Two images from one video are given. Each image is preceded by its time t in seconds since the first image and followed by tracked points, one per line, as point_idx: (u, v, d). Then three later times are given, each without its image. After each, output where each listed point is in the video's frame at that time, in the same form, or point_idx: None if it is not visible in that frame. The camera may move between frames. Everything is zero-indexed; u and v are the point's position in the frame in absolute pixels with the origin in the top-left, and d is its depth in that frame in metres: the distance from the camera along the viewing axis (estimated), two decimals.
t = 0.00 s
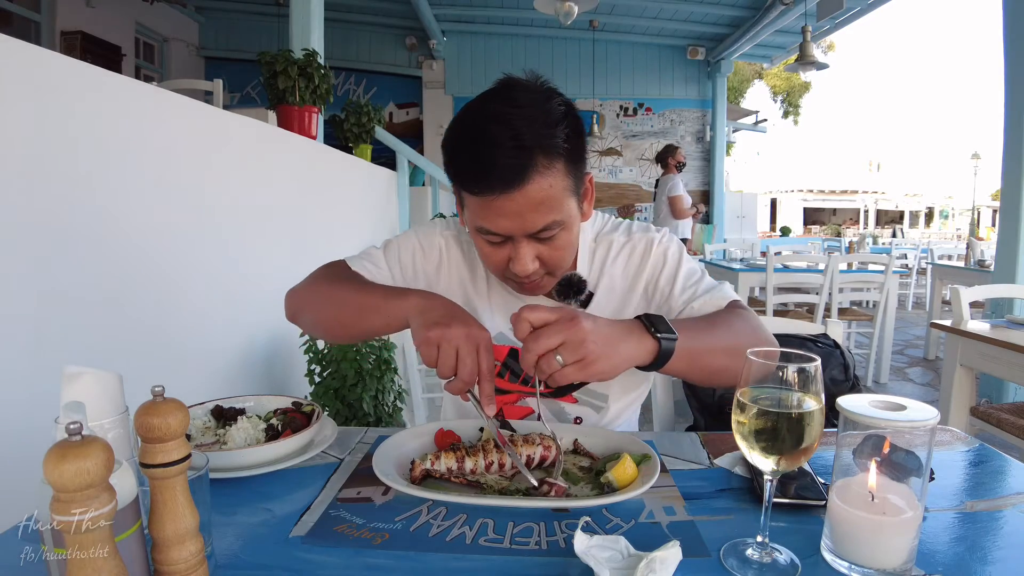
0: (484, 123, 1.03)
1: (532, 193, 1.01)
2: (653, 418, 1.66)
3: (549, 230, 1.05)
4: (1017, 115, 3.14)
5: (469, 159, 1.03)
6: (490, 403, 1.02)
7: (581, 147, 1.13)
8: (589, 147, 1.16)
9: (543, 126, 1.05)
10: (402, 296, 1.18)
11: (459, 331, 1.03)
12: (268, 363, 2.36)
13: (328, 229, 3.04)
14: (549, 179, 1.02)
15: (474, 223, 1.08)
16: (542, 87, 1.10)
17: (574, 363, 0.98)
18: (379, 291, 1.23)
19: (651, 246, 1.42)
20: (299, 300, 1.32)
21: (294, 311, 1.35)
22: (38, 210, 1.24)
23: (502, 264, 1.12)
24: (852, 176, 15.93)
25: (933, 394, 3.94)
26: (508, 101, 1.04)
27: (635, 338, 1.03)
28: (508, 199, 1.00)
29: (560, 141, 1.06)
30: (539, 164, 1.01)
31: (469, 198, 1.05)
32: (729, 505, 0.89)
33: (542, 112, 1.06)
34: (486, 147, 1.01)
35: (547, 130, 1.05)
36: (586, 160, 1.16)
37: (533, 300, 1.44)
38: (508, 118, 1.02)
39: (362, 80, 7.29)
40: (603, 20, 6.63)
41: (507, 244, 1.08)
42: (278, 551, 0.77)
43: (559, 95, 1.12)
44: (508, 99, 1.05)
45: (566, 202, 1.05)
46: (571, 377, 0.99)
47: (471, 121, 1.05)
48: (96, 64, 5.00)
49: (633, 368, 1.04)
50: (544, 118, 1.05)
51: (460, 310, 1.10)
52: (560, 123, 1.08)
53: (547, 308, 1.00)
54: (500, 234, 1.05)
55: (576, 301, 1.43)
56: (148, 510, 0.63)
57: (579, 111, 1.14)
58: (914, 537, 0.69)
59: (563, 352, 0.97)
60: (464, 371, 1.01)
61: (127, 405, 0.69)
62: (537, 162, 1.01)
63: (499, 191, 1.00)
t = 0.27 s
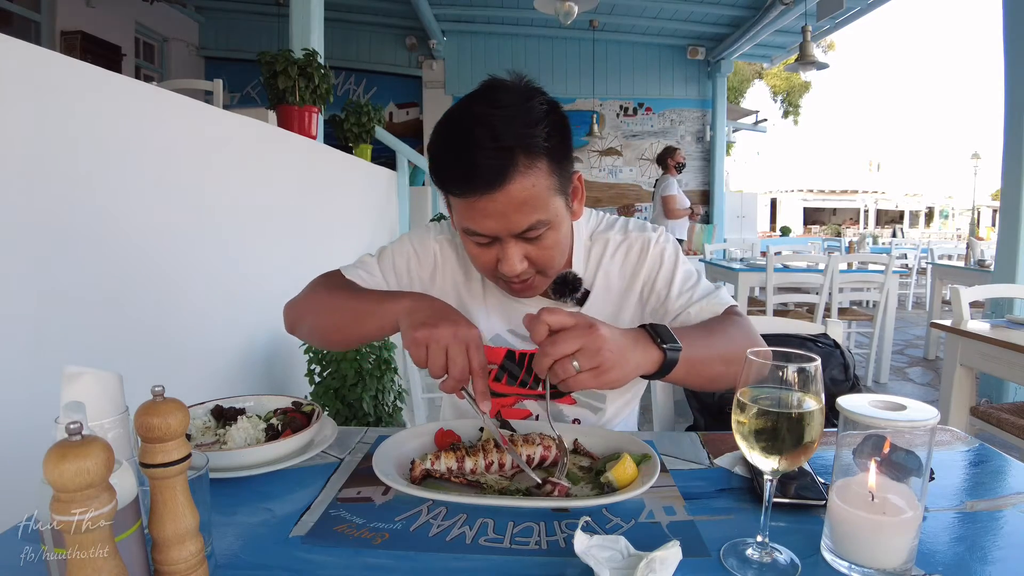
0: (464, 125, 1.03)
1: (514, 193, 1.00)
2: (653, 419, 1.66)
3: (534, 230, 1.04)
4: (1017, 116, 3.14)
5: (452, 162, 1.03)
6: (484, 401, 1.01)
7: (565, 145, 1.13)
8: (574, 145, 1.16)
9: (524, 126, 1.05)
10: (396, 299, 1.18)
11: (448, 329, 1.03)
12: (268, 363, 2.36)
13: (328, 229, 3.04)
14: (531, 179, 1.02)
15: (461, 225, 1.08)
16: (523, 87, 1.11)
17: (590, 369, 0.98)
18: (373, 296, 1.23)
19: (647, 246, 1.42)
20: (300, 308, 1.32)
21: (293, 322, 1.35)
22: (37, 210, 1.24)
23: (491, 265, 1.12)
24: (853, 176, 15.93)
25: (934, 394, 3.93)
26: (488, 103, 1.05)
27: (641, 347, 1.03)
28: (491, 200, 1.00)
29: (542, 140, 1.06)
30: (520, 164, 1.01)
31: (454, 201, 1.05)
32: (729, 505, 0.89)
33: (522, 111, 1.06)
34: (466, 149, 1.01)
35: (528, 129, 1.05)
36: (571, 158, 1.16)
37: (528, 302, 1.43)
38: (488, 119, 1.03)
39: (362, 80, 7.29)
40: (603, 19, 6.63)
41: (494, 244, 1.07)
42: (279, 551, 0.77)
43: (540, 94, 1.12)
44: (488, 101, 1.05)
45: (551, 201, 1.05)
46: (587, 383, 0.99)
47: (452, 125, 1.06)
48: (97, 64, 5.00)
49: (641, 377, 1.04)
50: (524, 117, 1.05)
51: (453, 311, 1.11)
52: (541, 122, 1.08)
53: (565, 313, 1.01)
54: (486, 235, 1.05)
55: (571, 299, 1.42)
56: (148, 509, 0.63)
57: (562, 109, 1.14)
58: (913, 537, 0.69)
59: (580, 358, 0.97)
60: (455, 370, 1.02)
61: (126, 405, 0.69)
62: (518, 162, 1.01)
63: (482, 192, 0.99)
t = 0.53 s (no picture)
0: (453, 133, 1.04)
1: (505, 200, 1.00)
2: (653, 418, 1.66)
3: (528, 234, 1.05)
4: (1017, 115, 3.14)
5: (443, 168, 1.03)
6: (424, 370, 1.04)
7: (556, 147, 1.13)
8: (565, 146, 1.16)
9: (513, 130, 1.04)
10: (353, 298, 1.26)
11: (376, 316, 1.08)
12: (268, 363, 2.36)
13: (328, 228, 3.03)
14: (523, 184, 1.02)
15: (455, 232, 1.08)
16: (511, 91, 1.10)
17: (660, 369, 0.99)
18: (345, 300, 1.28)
19: (654, 262, 1.42)
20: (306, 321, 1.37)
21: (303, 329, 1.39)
22: (37, 209, 1.24)
23: (487, 271, 1.12)
24: (853, 176, 15.93)
25: (933, 394, 3.93)
26: (476, 109, 1.05)
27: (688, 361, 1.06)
28: (483, 207, 1.00)
29: (532, 144, 1.06)
30: (510, 170, 1.01)
31: (447, 209, 1.05)
32: (729, 505, 0.89)
33: (512, 116, 1.05)
34: (456, 157, 1.01)
35: (517, 134, 1.04)
36: (563, 160, 1.16)
37: (526, 303, 1.42)
38: (477, 125, 1.03)
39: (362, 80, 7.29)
40: (603, 19, 6.63)
41: (489, 250, 1.07)
42: (279, 551, 0.77)
43: (529, 98, 1.12)
44: (477, 108, 1.05)
45: (543, 205, 1.05)
46: (647, 380, 1.00)
47: (442, 132, 1.06)
48: (97, 64, 5.00)
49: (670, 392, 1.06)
50: (513, 123, 1.05)
51: (399, 297, 1.16)
52: (530, 126, 1.07)
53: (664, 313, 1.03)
54: (481, 241, 1.05)
55: (571, 306, 1.42)
56: (148, 509, 0.63)
57: (551, 111, 1.14)
58: (913, 537, 0.69)
59: (659, 354, 0.99)
60: (391, 352, 1.07)
61: (126, 405, 0.69)
62: (508, 168, 1.00)
63: (475, 199, 0.99)
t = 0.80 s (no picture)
0: (452, 135, 1.03)
1: (505, 201, 1.00)
2: (653, 418, 1.66)
3: (528, 236, 1.05)
4: (1017, 115, 3.14)
5: (442, 171, 1.03)
6: (405, 375, 1.06)
7: (555, 148, 1.13)
8: (563, 147, 1.16)
9: (512, 132, 1.04)
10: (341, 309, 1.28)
11: (354, 329, 1.12)
12: (268, 362, 2.36)
13: (328, 228, 3.03)
14: (522, 185, 1.02)
15: (455, 233, 1.08)
16: (509, 93, 1.10)
17: (653, 372, 1.00)
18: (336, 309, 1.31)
19: (654, 263, 1.42)
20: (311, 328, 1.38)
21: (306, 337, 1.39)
22: (38, 209, 1.24)
23: (487, 272, 1.12)
24: (853, 176, 15.93)
25: (933, 394, 3.93)
26: (474, 111, 1.04)
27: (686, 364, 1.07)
28: (483, 208, 1.00)
29: (531, 146, 1.06)
30: (509, 172, 1.01)
31: (446, 211, 1.05)
32: (729, 505, 0.89)
33: (510, 118, 1.05)
34: (455, 159, 1.01)
35: (516, 136, 1.04)
36: (562, 160, 1.16)
37: (524, 303, 1.41)
38: (475, 127, 1.02)
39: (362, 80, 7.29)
40: (603, 19, 6.63)
41: (489, 251, 1.07)
42: (279, 550, 0.77)
43: (527, 99, 1.12)
44: (475, 110, 1.05)
45: (543, 206, 1.05)
46: (642, 383, 1.00)
47: (440, 135, 1.06)
48: (97, 64, 5.00)
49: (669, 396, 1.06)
50: (511, 124, 1.05)
51: (382, 306, 1.19)
52: (528, 128, 1.07)
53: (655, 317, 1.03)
54: (480, 243, 1.05)
55: (571, 307, 1.42)
56: (148, 509, 0.63)
57: (548, 112, 1.14)
58: (913, 537, 0.69)
59: (651, 357, 0.99)
60: (372, 360, 1.10)
61: (126, 405, 0.69)
62: (507, 170, 1.00)
63: (475, 201, 0.99)
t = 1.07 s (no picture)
0: (443, 133, 1.03)
1: (498, 198, 1.00)
2: (653, 418, 1.66)
3: (522, 233, 1.05)
4: (1017, 115, 3.14)
5: (435, 169, 1.03)
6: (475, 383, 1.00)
7: (547, 145, 1.12)
8: (556, 145, 1.16)
9: (504, 129, 1.04)
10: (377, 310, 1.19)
11: (420, 331, 1.05)
12: (268, 362, 2.36)
13: (328, 228, 3.03)
14: (514, 182, 1.02)
15: (449, 231, 1.08)
16: (500, 90, 1.10)
17: (637, 377, 1.00)
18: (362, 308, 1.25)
19: (650, 261, 1.42)
20: (306, 329, 1.35)
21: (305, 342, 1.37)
22: (38, 209, 1.24)
23: (482, 270, 1.12)
24: (853, 176, 15.93)
25: (934, 394, 3.93)
26: (466, 109, 1.05)
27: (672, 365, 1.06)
28: (476, 206, 1.00)
29: (522, 143, 1.06)
30: (501, 169, 1.01)
31: (440, 209, 1.05)
32: (729, 505, 0.89)
33: (501, 115, 1.05)
34: (447, 157, 1.01)
35: (508, 133, 1.04)
36: (554, 156, 1.15)
37: (522, 301, 1.41)
38: (467, 126, 1.03)
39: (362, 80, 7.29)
40: (603, 19, 6.63)
41: (484, 249, 1.07)
42: (279, 550, 0.77)
43: (518, 96, 1.12)
44: (467, 108, 1.05)
45: (536, 203, 1.05)
46: (626, 389, 1.00)
47: (432, 134, 1.06)
48: (97, 64, 5.00)
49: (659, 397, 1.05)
50: (503, 122, 1.05)
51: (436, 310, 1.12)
52: (520, 125, 1.07)
53: (631, 321, 1.04)
54: (474, 240, 1.05)
55: (568, 305, 1.41)
56: (148, 510, 0.63)
57: (541, 109, 1.14)
58: (914, 537, 0.69)
59: (633, 363, 0.99)
60: (440, 368, 1.03)
61: (126, 405, 0.69)
62: (499, 167, 1.00)
63: (467, 198, 1.00)
